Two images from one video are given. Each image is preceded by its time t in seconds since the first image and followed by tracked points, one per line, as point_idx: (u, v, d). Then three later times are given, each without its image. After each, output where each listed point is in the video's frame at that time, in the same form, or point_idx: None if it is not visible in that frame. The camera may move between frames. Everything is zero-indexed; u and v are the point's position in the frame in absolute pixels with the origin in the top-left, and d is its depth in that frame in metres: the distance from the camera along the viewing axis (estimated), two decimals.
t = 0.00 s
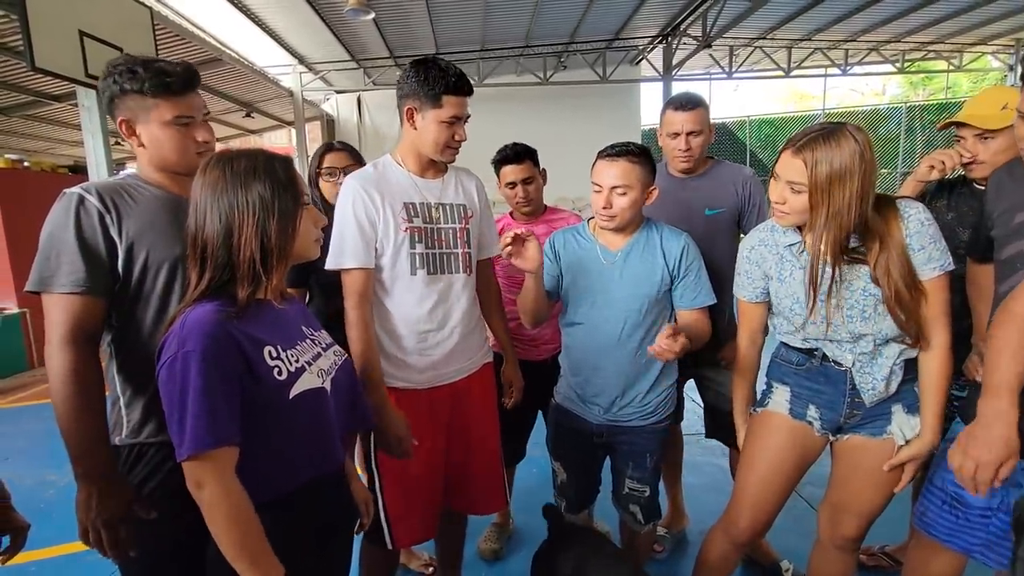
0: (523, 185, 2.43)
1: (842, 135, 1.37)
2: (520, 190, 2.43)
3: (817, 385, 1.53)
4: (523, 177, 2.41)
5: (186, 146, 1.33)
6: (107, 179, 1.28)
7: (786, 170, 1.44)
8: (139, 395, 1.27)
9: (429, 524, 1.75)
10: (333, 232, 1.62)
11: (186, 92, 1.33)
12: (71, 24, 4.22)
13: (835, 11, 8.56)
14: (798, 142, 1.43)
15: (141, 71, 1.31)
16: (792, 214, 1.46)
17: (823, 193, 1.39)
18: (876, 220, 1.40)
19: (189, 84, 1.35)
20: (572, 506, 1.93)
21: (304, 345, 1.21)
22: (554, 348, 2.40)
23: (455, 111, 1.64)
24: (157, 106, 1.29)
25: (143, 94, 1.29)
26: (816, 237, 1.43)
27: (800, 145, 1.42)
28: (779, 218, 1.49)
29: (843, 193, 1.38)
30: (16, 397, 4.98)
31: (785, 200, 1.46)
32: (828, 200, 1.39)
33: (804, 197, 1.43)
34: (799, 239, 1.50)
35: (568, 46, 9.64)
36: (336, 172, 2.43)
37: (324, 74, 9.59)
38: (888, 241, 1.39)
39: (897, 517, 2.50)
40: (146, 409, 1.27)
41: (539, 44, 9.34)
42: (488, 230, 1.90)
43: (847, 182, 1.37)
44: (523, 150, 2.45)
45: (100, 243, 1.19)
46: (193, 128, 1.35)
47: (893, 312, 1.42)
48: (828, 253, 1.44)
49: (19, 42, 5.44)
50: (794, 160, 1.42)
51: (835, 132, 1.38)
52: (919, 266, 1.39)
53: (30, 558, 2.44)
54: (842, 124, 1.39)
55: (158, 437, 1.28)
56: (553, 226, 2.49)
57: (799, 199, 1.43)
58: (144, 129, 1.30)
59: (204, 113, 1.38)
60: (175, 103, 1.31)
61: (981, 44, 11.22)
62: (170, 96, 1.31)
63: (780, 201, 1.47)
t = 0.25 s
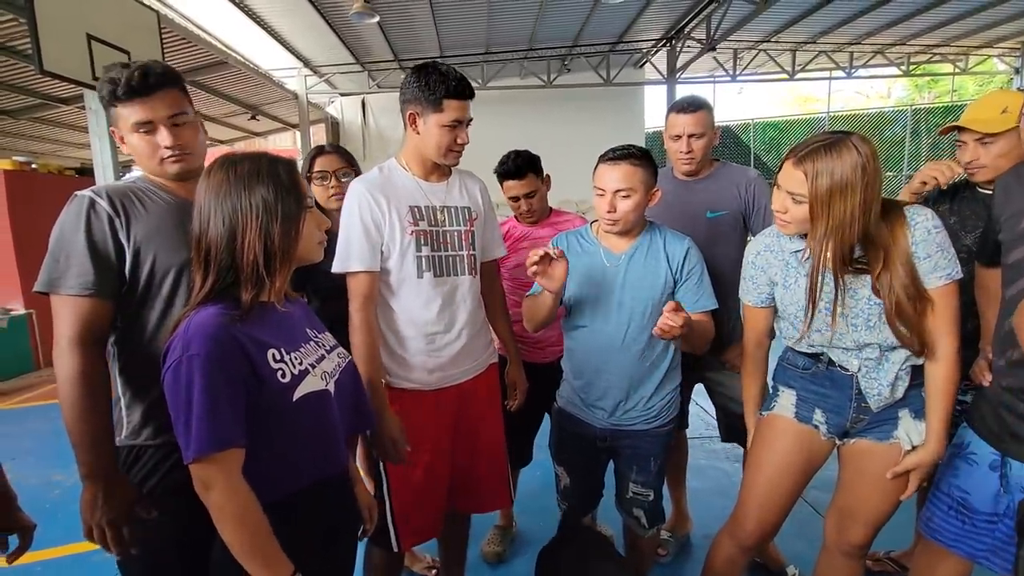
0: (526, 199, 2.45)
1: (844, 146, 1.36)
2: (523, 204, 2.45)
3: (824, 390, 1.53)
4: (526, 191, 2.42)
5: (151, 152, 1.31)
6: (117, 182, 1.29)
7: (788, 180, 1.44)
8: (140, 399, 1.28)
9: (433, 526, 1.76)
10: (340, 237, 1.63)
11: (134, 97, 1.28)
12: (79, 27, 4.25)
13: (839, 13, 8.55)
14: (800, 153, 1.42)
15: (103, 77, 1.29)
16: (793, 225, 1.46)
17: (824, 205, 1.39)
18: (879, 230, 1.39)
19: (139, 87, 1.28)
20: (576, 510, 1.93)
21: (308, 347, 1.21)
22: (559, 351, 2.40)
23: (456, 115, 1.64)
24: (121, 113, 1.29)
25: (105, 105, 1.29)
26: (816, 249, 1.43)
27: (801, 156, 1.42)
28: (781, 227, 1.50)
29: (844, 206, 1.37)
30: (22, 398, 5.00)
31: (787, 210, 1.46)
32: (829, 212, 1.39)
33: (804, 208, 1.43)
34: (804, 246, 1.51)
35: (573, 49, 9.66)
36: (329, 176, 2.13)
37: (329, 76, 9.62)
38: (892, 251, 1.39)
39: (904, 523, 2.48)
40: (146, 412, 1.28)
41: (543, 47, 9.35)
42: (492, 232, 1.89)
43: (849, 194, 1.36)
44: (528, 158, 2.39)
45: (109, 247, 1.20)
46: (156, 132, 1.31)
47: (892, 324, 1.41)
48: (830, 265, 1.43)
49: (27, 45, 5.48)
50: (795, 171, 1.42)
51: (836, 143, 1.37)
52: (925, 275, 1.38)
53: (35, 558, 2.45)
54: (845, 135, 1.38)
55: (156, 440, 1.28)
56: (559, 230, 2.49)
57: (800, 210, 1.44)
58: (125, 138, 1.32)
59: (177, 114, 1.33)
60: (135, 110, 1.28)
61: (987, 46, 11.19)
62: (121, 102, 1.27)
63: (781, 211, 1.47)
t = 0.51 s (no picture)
0: (528, 202, 2.45)
1: (847, 146, 1.37)
2: (525, 207, 2.46)
3: (824, 390, 1.53)
4: (527, 195, 2.43)
5: (145, 154, 1.31)
6: (116, 185, 1.29)
7: (792, 181, 1.45)
8: (133, 403, 1.28)
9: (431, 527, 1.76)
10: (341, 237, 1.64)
11: (125, 101, 1.27)
12: (80, 27, 4.25)
13: (840, 14, 8.54)
14: (804, 154, 1.43)
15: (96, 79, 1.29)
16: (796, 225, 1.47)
17: (827, 206, 1.39)
18: (884, 230, 1.38)
19: (129, 90, 1.27)
20: (576, 510, 1.93)
21: (308, 348, 1.21)
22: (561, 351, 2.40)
23: (456, 116, 1.63)
24: (114, 117, 1.29)
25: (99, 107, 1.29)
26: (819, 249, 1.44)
27: (805, 157, 1.42)
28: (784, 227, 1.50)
29: (847, 206, 1.37)
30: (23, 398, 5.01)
31: (790, 211, 1.46)
32: (832, 212, 1.39)
33: (808, 208, 1.43)
34: (807, 247, 1.51)
35: (574, 49, 9.66)
36: (324, 177, 2.11)
37: (330, 77, 9.62)
38: (896, 251, 1.38)
39: (905, 524, 2.48)
40: (141, 414, 1.28)
41: (544, 47, 9.35)
42: (494, 233, 1.89)
43: (852, 195, 1.36)
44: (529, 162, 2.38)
45: (106, 249, 1.20)
46: (148, 135, 1.30)
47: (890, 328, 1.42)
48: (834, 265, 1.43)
49: (29, 45, 5.50)
50: (798, 171, 1.43)
51: (840, 143, 1.38)
52: (929, 276, 1.37)
53: (36, 557, 2.46)
54: (849, 136, 1.38)
55: (150, 443, 1.28)
56: (560, 230, 2.49)
57: (803, 210, 1.44)
58: (123, 140, 1.33)
59: (169, 115, 1.31)
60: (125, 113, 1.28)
61: (988, 47, 11.19)
62: (110, 105, 1.27)
63: (785, 212, 1.48)
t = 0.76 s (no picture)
0: (529, 202, 2.45)
1: (854, 145, 1.37)
2: (526, 207, 2.46)
3: (823, 391, 1.53)
4: (529, 194, 2.43)
5: (161, 155, 1.31)
6: (115, 186, 1.29)
7: (797, 179, 1.45)
8: (131, 405, 1.29)
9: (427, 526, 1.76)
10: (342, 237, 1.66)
11: (147, 102, 1.28)
12: (83, 28, 4.26)
13: (842, 14, 8.53)
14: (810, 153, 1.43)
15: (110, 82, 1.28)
16: (800, 224, 1.47)
17: (831, 204, 1.39)
18: (889, 230, 1.38)
19: (153, 90, 1.29)
20: (575, 510, 1.93)
21: (308, 348, 1.21)
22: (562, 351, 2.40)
23: (460, 114, 1.64)
24: (131, 119, 1.28)
25: (113, 107, 1.28)
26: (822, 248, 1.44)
27: (811, 155, 1.42)
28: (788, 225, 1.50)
29: (853, 204, 1.37)
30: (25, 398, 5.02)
31: (796, 209, 1.47)
32: (837, 211, 1.39)
33: (813, 207, 1.43)
34: (810, 246, 1.51)
35: (575, 49, 9.66)
36: (323, 177, 2.11)
37: (331, 77, 9.63)
38: (900, 251, 1.39)
39: (906, 524, 2.47)
40: (138, 417, 1.29)
41: (546, 47, 9.35)
42: (498, 235, 1.88)
43: (857, 195, 1.37)
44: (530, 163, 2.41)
45: (107, 251, 1.20)
46: (168, 136, 1.31)
47: (887, 328, 1.42)
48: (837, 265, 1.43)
49: (31, 45, 5.51)
50: (803, 170, 1.43)
51: (847, 142, 1.38)
52: (932, 278, 1.37)
53: (39, 556, 2.46)
54: (856, 136, 1.38)
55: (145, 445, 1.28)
56: (560, 230, 2.50)
57: (808, 208, 1.44)
58: (131, 140, 1.32)
59: (184, 117, 1.34)
60: (144, 113, 1.28)
61: (991, 47, 11.17)
62: (132, 108, 1.27)
63: (790, 210, 1.48)
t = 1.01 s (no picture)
0: (530, 199, 2.45)
1: (857, 145, 1.37)
2: (528, 204, 2.46)
3: (823, 391, 1.52)
4: (531, 191, 2.43)
5: (183, 152, 1.34)
6: (117, 186, 1.30)
7: (800, 178, 1.45)
8: (135, 404, 1.29)
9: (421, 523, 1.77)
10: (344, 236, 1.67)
11: (174, 100, 1.31)
12: (85, 28, 4.26)
13: (844, 14, 8.52)
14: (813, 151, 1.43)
15: (132, 79, 1.29)
16: (803, 224, 1.47)
17: (835, 203, 1.39)
18: (891, 229, 1.39)
19: (180, 89, 1.32)
20: (576, 510, 1.93)
21: (309, 349, 1.21)
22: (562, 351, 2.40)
23: (463, 115, 1.64)
24: (152, 116, 1.29)
25: (134, 104, 1.29)
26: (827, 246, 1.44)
27: (815, 154, 1.42)
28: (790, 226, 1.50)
29: (857, 203, 1.37)
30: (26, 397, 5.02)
31: (798, 208, 1.46)
32: (841, 210, 1.39)
33: (816, 206, 1.43)
34: (811, 246, 1.51)
35: (576, 49, 9.65)
36: (320, 178, 2.11)
37: (332, 77, 9.63)
38: (901, 250, 1.39)
39: (907, 525, 2.47)
40: (141, 418, 1.29)
41: (547, 47, 9.34)
42: (501, 236, 1.88)
43: (861, 194, 1.37)
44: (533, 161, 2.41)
45: (109, 251, 1.21)
46: (190, 133, 1.34)
47: (887, 327, 1.43)
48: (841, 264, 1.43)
49: (33, 45, 5.52)
50: (807, 168, 1.43)
51: (849, 141, 1.38)
52: (932, 277, 1.38)
53: (41, 555, 2.47)
54: (859, 135, 1.39)
55: (148, 446, 1.29)
56: (561, 231, 2.50)
57: (812, 207, 1.44)
58: (144, 138, 1.32)
59: (202, 117, 1.38)
60: (168, 111, 1.30)
61: (992, 47, 11.15)
62: (160, 104, 1.29)
63: (792, 210, 1.47)
